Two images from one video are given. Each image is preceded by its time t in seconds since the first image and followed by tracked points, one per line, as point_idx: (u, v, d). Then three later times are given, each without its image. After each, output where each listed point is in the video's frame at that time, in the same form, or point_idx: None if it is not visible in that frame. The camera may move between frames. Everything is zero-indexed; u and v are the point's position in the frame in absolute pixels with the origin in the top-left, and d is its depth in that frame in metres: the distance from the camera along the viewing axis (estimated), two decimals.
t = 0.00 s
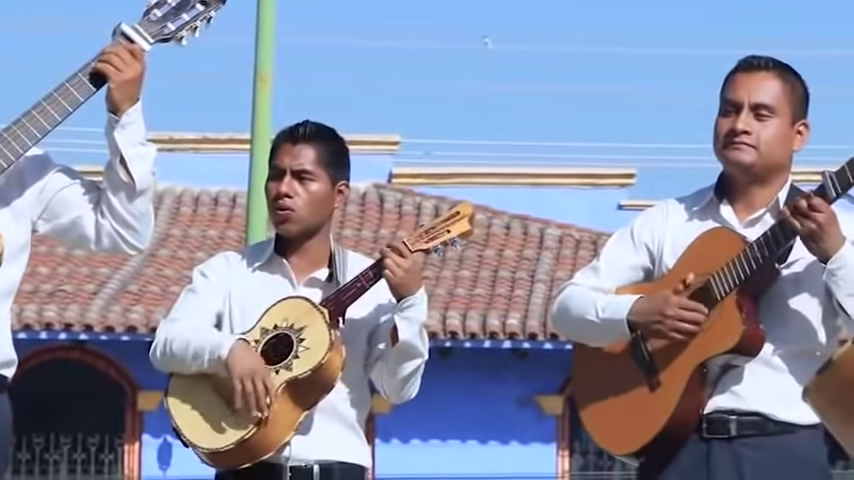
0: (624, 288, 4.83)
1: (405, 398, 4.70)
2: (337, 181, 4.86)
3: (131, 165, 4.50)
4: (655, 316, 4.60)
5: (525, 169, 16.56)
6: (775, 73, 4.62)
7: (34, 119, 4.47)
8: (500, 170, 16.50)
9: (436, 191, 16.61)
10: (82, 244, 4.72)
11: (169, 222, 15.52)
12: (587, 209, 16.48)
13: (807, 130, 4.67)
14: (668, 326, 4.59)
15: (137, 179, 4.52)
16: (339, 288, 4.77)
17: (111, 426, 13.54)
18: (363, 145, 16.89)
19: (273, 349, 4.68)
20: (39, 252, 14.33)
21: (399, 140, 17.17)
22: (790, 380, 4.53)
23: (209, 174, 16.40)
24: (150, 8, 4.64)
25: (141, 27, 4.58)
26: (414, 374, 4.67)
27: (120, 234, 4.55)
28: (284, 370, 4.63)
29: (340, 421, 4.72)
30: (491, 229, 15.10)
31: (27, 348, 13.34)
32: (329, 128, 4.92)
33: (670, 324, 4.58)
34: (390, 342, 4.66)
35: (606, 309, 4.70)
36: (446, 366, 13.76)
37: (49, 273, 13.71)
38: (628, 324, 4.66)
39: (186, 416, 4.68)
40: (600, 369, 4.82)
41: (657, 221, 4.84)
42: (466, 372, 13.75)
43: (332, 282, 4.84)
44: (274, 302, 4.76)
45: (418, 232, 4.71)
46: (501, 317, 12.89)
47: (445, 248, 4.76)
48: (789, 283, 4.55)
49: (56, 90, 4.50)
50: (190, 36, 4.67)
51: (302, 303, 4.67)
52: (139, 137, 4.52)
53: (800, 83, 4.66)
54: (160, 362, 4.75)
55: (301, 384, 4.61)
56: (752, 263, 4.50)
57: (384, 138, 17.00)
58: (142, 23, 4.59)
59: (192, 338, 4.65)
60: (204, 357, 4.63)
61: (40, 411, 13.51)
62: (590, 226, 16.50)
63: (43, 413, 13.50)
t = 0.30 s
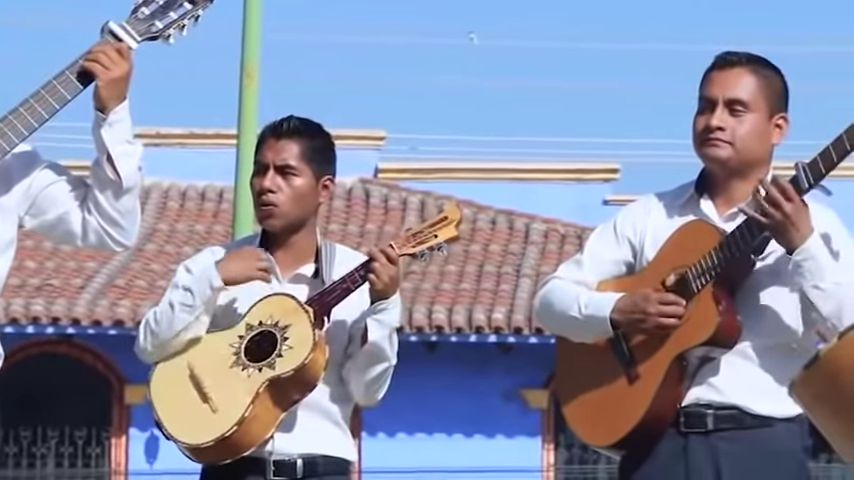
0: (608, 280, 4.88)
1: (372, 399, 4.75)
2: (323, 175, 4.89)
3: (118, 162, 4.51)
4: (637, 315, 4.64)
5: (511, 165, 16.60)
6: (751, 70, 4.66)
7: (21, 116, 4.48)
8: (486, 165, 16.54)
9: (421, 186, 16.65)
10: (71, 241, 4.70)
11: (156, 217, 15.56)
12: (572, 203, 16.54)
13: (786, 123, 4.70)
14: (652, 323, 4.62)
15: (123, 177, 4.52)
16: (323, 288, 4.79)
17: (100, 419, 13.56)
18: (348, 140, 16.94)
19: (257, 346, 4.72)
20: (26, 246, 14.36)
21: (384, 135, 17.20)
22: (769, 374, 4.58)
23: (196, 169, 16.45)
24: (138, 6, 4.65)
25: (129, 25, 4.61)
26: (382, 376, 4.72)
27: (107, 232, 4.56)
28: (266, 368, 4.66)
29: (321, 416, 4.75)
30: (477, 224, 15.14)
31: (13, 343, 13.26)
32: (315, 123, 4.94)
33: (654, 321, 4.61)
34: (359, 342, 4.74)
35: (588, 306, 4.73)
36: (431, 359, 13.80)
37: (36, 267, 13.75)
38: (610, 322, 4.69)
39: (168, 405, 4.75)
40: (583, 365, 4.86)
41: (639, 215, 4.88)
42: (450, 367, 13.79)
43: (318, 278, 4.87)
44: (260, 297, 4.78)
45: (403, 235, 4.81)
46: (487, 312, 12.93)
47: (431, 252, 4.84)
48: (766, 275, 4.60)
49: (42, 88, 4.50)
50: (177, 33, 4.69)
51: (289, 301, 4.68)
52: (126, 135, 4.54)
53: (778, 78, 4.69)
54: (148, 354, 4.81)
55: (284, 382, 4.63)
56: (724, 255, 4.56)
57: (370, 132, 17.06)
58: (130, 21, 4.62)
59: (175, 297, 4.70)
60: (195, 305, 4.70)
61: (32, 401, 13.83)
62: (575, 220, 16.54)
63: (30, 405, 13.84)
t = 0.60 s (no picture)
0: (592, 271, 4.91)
1: (360, 389, 4.79)
2: (313, 169, 4.92)
3: (106, 155, 4.49)
4: (620, 308, 4.66)
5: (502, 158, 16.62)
6: (732, 64, 4.68)
7: (11, 109, 4.50)
8: (476, 158, 16.57)
9: (412, 179, 16.67)
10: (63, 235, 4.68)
11: (146, 209, 15.59)
12: (563, 196, 16.54)
13: (769, 117, 4.72)
14: (633, 315, 4.64)
15: (112, 170, 4.51)
16: (313, 275, 4.83)
17: (89, 412, 13.56)
18: (338, 133, 16.98)
19: (246, 333, 4.74)
20: (17, 238, 14.38)
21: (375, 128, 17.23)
22: (754, 365, 4.59)
23: (188, 162, 16.49)
24: None
25: (119, 18, 4.62)
26: (371, 367, 4.76)
27: (96, 224, 4.54)
28: (257, 354, 4.67)
29: (308, 404, 4.78)
30: (467, 217, 15.17)
31: (5, 334, 13.42)
32: (306, 117, 4.97)
33: (635, 313, 4.63)
34: (350, 331, 4.76)
35: (572, 298, 4.75)
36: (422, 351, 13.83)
37: (28, 260, 13.78)
38: (592, 314, 4.72)
39: (158, 395, 4.73)
40: (566, 356, 4.89)
41: (624, 206, 4.91)
42: (440, 359, 13.82)
43: (306, 270, 4.89)
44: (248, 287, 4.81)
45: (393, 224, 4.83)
46: (477, 304, 12.95)
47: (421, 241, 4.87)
48: (750, 270, 4.61)
49: (32, 81, 4.52)
50: (168, 26, 4.74)
51: (280, 289, 4.72)
52: (115, 128, 4.52)
53: (759, 72, 4.72)
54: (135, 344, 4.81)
55: (275, 368, 4.65)
56: (709, 247, 4.57)
57: (360, 126, 17.10)
58: (121, 13, 4.64)
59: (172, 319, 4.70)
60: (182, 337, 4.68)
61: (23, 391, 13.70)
62: (565, 213, 16.57)
63: (20, 398, 13.71)
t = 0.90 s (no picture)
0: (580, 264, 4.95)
1: (340, 382, 4.85)
2: (296, 163, 4.95)
3: (94, 147, 4.51)
4: (608, 298, 4.69)
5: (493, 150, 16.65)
6: (716, 57, 4.71)
7: None
8: (466, 151, 16.59)
9: (403, 171, 16.70)
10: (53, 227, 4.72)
11: (137, 201, 15.61)
12: (553, 190, 16.56)
13: (755, 109, 4.75)
14: (623, 306, 4.68)
15: (100, 162, 4.52)
16: (299, 269, 4.86)
17: (81, 404, 13.60)
18: (329, 127, 17.02)
19: (232, 325, 4.76)
20: (9, 231, 14.40)
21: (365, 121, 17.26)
22: (737, 358, 4.62)
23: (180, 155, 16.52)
24: None
25: (108, 9, 4.63)
26: (353, 361, 4.81)
27: (87, 216, 4.56)
28: (244, 346, 4.68)
29: (291, 397, 4.81)
30: (458, 210, 15.20)
31: None
32: (288, 110, 5.00)
33: (624, 305, 4.67)
34: (335, 324, 4.82)
35: (560, 290, 4.78)
36: (412, 344, 13.86)
37: (19, 252, 13.80)
38: (581, 307, 4.75)
39: (143, 385, 4.73)
40: (554, 348, 4.92)
41: (611, 200, 4.94)
42: (430, 352, 13.86)
43: (289, 263, 4.94)
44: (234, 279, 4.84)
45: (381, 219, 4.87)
46: (467, 297, 12.97)
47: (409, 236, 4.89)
48: (736, 259, 4.64)
49: (20, 73, 4.52)
50: (158, 17, 4.77)
51: (267, 282, 4.76)
52: (103, 120, 4.55)
53: (744, 64, 4.74)
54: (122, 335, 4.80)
55: (262, 360, 4.67)
56: (696, 239, 4.59)
57: (351, 119, 17.14)
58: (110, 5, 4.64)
59: (154, 277, 4.73)
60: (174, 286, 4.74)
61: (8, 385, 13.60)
62: (555, 206, 16.60)
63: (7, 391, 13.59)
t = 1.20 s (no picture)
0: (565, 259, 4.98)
1: (307, 378, 4.88)
2: (265, 158, 4.96)
3: (72, 141, 4.48)
4: (591, 295, 4.72)
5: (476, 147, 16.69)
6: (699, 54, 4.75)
7: None
8: (449, 148, 16.62)
9: (386, 168, 16.73)
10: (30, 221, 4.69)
11: (122, 198, 15.61)
12: (534, 187, 16.59)
13: (737, 106, 4.79)
14: (606, 303, 4.71)
15: (79, 156, 4.49)
16: (268, 264, 4.90)
17: (64, 399, 13.62)
18: (311, 124, 17.05)
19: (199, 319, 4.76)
20: None
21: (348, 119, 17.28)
22: (722, 351, 4.65)
23: (163, 151, 16.52)
24: None
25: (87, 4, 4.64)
26: (320, 356, 4.85)
27: (64, 211, 4.53)
28: (211, 340, 4.70)
29: (259, 392, 4.83)
30: (441, 206, 15.24)
31: None
32: (258, 106, 5.01)
33: (608, 302, 4.70)
34: (303, 319, 4.85)
35: (545, 287, 4.81)
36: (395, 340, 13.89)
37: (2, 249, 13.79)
38: (565, 303, 4.77)
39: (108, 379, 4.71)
40: (538, 344, 4.96)
41: (595, 195, 4.98)
42: (412, 347, 13.89)
43: (258, 258, 4.96)
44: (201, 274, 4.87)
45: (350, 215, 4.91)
46: (451, 293, 13.01)
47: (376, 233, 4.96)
48: (719, 256, 4.68)
49: None
50: (137, 12, 4.78)
51: (232, 277, 4.77)
52: (82, 115, 4.51)
53: (726, 61, 4.78)
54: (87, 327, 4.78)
55: (229, 355, 4.69)
56: (681, 234, 4.63)
57: (333, 116, 17.17)
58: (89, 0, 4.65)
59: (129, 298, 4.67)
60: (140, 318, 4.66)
61: None
62: (537, 203, 16.63)
63: None
